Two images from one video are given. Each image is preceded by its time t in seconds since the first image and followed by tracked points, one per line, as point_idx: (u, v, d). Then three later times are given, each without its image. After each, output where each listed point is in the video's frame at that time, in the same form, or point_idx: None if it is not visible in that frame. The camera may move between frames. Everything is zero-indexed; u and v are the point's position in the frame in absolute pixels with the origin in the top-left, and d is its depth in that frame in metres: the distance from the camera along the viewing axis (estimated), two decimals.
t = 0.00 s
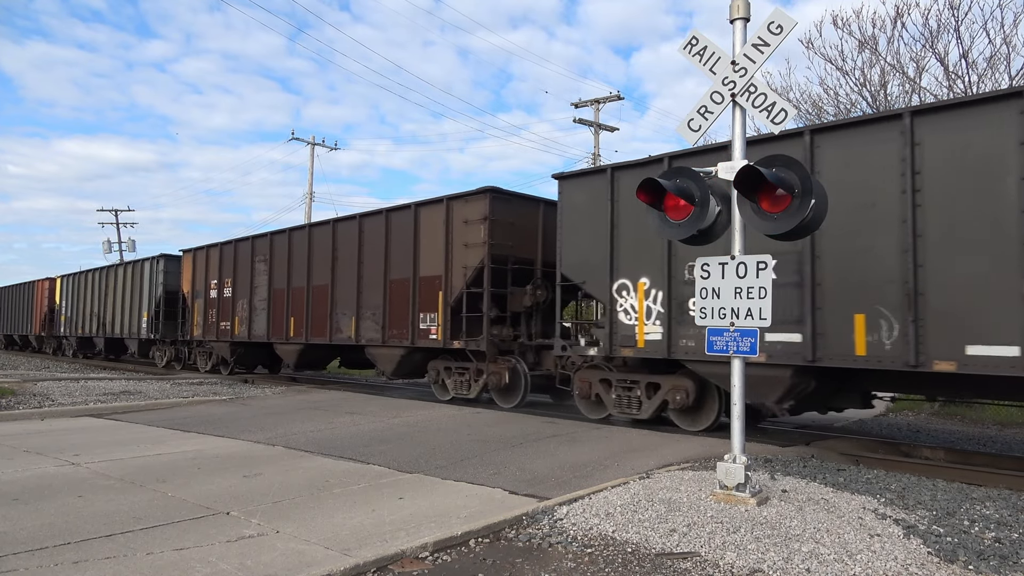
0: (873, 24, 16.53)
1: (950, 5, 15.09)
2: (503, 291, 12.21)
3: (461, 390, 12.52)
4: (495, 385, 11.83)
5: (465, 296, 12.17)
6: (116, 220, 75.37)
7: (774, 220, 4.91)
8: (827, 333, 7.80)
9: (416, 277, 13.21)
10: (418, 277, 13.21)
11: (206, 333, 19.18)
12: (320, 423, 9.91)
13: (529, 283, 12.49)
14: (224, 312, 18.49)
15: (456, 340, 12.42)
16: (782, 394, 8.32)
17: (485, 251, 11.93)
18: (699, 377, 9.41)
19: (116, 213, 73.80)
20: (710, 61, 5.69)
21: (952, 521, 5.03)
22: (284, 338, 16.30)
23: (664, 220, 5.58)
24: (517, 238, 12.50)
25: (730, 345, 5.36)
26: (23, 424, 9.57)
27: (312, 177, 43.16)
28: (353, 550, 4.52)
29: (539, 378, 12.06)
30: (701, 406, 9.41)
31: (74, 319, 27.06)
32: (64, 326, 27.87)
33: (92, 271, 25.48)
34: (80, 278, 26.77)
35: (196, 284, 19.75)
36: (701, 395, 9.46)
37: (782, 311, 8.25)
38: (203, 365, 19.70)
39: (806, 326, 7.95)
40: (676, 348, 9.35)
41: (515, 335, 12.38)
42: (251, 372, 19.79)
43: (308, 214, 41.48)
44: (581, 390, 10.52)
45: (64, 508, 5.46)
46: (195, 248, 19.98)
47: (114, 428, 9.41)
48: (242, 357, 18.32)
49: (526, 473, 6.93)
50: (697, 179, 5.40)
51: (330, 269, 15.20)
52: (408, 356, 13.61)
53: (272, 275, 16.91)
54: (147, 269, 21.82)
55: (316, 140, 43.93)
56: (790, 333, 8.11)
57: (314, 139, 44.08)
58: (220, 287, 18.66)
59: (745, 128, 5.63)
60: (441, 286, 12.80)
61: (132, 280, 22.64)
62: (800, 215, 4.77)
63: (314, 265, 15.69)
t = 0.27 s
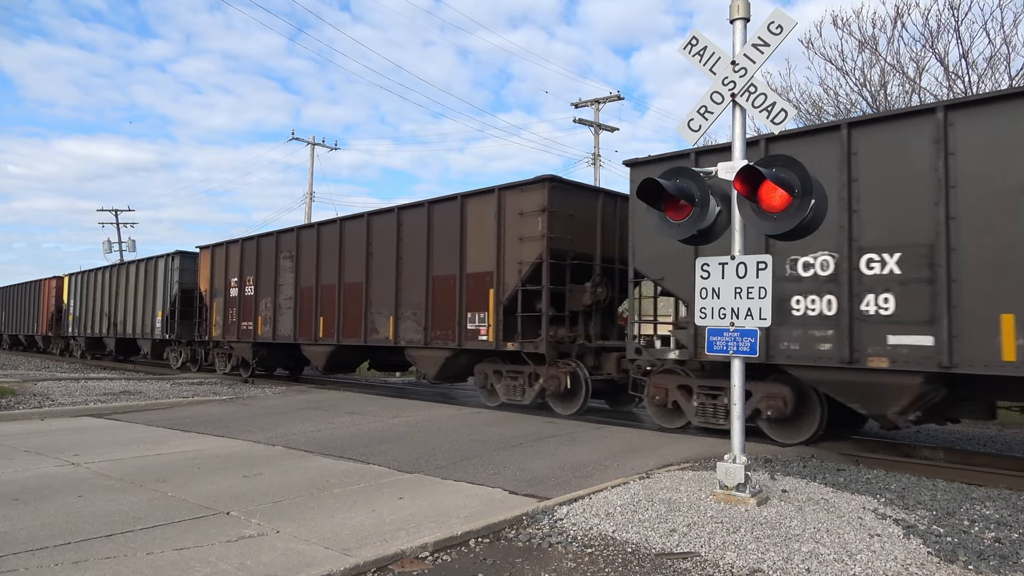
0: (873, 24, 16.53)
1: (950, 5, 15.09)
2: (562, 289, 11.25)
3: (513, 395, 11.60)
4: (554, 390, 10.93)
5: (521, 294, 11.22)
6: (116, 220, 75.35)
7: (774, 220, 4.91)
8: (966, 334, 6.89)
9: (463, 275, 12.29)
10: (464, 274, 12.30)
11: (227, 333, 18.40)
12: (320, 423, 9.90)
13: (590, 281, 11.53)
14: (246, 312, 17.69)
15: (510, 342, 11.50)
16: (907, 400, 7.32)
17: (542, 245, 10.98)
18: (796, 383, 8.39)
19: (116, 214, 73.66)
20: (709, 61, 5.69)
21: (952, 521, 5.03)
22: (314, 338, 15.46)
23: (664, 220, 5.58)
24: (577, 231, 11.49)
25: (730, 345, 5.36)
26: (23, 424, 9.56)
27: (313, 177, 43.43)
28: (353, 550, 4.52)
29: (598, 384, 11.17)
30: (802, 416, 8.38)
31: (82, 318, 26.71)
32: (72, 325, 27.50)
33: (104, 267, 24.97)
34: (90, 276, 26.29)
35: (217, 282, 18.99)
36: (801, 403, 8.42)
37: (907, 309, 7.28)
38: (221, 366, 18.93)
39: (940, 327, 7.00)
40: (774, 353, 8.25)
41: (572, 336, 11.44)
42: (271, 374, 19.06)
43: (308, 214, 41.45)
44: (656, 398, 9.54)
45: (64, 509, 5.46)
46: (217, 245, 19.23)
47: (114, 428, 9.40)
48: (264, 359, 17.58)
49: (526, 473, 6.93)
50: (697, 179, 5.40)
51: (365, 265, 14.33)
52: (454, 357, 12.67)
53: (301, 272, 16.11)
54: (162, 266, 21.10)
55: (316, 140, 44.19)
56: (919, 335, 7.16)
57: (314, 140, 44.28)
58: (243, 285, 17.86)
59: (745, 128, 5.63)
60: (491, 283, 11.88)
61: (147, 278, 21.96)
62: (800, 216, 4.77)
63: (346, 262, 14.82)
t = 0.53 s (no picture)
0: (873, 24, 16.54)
1: (950, 5, 15.09)
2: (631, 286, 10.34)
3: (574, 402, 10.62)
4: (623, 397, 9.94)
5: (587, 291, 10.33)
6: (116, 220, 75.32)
7: (774, 220, 4.91)
8: None
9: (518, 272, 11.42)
10: (519, 272, 11.43)
11: (249, 334, 17.77)
12: (320, 423, 9.90)
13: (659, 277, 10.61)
14: (270, 311, 17.03)
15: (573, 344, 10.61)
16: None
17: (610, 240, 10.10)
18: (919, 390, 7.28)
19: (116, 214, 73.51)
20: (710, 61, 5.70)
21: (952, 521, 5.03)
22: (347, 339, 14.78)
23: (664, 220, 5.58)
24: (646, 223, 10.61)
25: (729, 345, 5.37)
26: (23, 424, 9.55)
27: (313, 177, 43.54)
28: (353, 550, 4.52)
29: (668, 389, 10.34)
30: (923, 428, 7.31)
31: (92, 317, 26.20)
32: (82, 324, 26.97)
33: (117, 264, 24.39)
34: (101, 273, 25.70)
35: (238, 280, 18.38)
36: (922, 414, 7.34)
37: None
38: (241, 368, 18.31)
39: None
40: (900, 358, 7.15)
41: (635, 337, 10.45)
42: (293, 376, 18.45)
43: (308, 214, 41.45)
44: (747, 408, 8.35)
45: (63, 508, 5.45)
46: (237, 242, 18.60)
47: (114, 428, 9.39)
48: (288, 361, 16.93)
49: (526, 473, 6.93)
50: (697, 179, 5.41)
51: (404, 262, 13.58)
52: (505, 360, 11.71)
53: (332, 270, 15.45)
54: (179, 264, 20.46)
55: (316, 140, 44.22)
56: None
57: (314, 139, 44.31)
58: (269, 283, 17.16)
59: (745, 128, 5.63)
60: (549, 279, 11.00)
61: (162, 277, 21.34)
62: (800, 216, 4.78)
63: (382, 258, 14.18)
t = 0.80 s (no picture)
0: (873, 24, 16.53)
1: (951, 6, 15.08)
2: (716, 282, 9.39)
3: (649, 408, 9.86)
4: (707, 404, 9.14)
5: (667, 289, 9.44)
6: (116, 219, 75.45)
7: (774, 220, 4.91)
8: None
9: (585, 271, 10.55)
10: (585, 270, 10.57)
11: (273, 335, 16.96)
12: (320, 423, 9.89)
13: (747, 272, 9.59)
14: (297, 310, 16.23)
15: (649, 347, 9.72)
16: None
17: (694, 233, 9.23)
18: None
19: (116, 214, 73.40)
20: (710, 61, 5.69)
21: (952, 521, 5.03)
22: (383, 340, 14.00)
23: (664, 220, 5.58)
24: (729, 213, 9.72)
25: (730, 345, 5.37)
26: (23, 424, 9.53)
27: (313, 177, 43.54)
28: (353, 550, 4.52)
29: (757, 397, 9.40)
30: None
31: (102, 315, 25.47)
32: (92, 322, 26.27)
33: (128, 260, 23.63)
34: (111, 269, 24.93)
35: (261, 277, 17.57)
36: None
37: None
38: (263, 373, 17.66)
39: None
40: None
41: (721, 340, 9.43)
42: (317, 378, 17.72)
43: (308, 214, 41.41)
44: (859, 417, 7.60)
45: (63, 508, 5.45)
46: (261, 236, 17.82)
47: (113, 428, 9.38)
48: (315, 363, 16.20)
49: (526, 473, 6.93)
50: (697, 179, 5.41)
51: (450, 258, 12.75)
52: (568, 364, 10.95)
53: (366, 267, 14.67)
54: (194, 260, 19.60)
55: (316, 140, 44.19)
56: None
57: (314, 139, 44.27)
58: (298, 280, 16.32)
59: (745, 128, 5.63)
60: (619, 276, 10.15)
61: (178, 275, 20.55)
62: (800, 216, 4.77)
63: (423, 253, 13.34)
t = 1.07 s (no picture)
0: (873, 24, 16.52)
1: (951, 6, 15.07)
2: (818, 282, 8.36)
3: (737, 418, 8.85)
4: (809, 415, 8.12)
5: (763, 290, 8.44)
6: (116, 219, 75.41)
7: (774, 220, 4.91)
8: None
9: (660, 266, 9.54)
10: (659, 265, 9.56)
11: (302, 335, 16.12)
12: (320, 423, 9.90)
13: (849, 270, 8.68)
14: (328, 310, 15.43)
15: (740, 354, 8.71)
16: None
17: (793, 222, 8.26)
18: None
19: (116, 213, 73.31)
20: (710, 61, 5.69)
21: (952, 521, 5.03)
22: (427, 342, 13.11)
23: (664, 219, 5.58)
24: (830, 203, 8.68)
25: (729, 345, 5.36)
26: (23, 424, 9.53)
27: (312, 177, 43.52)
28: (353, 550, 4.52)
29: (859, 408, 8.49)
30: None
31: (113, 314, 24.74)
32: (103, 321, 25.55)
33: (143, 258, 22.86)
34: (125, 267, 24.20)
35: (288, 274, 16.73)
36: None
37: None
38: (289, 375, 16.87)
39: None
40: None
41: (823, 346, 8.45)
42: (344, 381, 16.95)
43: (308, 214, 41.41)
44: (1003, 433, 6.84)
45: (63, 508, 5.45)
46: (287, 232, 16.97)
47: (113, 427, 9.38)
48: (347, 365, 15.44)
49: (526, 473, 6.93)
50: (697, 179, 5.40)
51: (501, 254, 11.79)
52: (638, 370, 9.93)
53: (406, 262, 13.78)
54: (216, 258, 18.79)
55: (316, 140, 44.21)
56: None
57: (314, 139, 44.27)
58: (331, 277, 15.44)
59: (745, 128, 5.63)
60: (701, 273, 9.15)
61: (196, 273, 19.79)
62: (800, 216, 4.77)
63: (470, 247, 12.42)
